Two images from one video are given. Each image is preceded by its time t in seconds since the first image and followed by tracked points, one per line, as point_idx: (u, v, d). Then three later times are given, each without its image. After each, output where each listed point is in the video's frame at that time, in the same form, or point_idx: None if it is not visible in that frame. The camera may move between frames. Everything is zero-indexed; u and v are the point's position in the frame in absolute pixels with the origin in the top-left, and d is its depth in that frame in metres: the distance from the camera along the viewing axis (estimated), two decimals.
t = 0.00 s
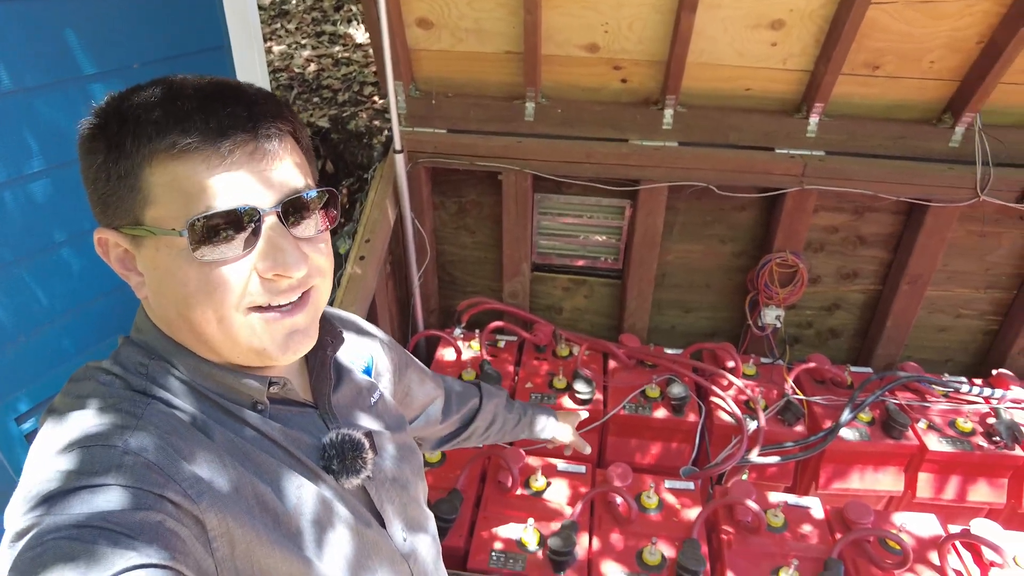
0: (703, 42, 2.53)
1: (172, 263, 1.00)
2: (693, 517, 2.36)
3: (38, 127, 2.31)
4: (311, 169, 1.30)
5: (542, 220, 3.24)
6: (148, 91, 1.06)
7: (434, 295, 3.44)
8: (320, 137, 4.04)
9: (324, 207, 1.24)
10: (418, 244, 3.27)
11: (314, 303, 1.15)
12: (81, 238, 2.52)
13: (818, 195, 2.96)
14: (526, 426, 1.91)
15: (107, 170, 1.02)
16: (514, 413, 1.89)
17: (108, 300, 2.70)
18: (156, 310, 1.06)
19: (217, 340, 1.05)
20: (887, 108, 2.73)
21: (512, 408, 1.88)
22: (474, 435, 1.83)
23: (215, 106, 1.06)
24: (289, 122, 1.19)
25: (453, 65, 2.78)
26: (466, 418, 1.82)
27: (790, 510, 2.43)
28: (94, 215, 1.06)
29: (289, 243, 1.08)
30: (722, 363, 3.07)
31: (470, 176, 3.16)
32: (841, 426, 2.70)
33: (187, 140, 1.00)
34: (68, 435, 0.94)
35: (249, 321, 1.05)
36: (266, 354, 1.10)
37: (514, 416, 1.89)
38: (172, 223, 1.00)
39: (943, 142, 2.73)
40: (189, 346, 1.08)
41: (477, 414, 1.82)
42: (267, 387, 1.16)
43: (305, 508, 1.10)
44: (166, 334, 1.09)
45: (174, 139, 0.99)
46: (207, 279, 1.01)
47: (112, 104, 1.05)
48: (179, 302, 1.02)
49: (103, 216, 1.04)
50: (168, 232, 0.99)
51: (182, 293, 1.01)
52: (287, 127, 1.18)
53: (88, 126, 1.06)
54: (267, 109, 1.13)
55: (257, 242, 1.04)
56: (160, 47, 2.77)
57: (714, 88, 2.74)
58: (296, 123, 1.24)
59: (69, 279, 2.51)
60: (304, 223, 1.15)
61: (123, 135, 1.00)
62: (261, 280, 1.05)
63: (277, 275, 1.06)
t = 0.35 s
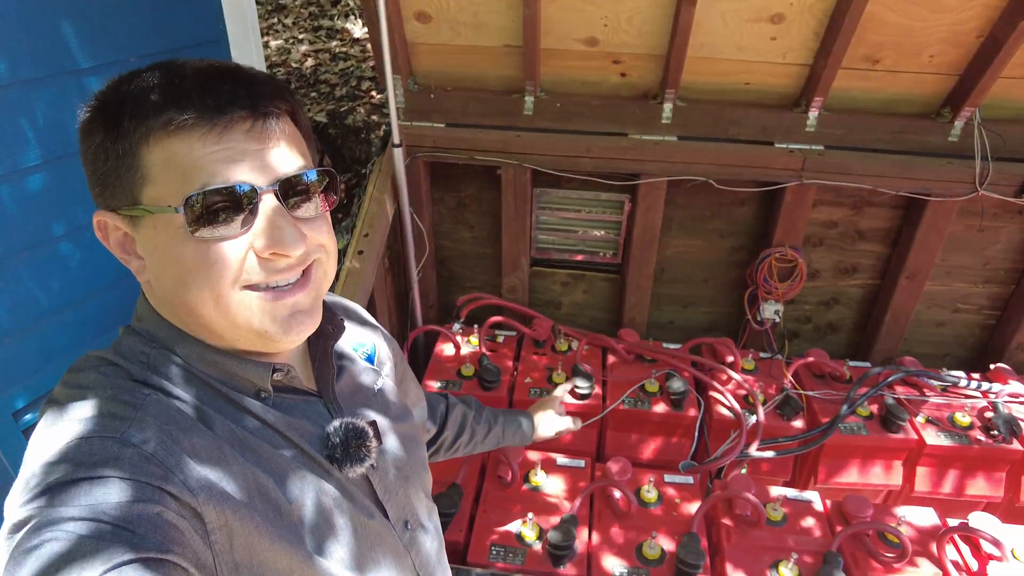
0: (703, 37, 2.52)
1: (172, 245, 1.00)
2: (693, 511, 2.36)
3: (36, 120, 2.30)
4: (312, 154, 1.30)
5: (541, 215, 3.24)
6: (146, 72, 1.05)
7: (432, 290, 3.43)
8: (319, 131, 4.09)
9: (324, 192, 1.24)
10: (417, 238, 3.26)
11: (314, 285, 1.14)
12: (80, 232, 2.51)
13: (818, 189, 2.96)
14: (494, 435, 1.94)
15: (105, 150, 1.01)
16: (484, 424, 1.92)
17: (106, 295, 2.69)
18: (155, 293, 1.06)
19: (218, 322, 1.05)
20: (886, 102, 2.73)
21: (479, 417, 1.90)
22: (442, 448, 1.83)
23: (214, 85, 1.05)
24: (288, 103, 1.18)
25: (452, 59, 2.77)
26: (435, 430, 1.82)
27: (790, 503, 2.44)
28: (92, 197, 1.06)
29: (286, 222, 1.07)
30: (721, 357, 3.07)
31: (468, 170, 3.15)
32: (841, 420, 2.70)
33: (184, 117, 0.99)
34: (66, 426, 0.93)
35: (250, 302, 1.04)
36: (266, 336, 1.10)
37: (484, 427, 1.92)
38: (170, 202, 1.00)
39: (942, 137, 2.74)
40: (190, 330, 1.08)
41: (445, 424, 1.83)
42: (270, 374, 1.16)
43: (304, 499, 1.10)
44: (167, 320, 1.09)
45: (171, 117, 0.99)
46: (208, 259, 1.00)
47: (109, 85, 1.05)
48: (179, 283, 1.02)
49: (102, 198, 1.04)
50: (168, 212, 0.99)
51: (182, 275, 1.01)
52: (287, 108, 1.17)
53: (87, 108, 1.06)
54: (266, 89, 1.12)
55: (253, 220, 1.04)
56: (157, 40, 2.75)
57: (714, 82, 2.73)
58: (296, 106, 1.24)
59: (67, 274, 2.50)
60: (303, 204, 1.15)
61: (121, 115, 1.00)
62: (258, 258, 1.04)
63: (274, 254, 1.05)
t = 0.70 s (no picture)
0: (698, 28, 2.52)
1: (172, 232, 1.00)
2: (692, 500, 2.37)
3: (31, 114, 2.29)
4: (310, 141, 1.30)
5: (538, 208, 3.24)
6: (145, 58, 1.05)
7: (429, 284, 3.43)
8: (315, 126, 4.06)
9: (322, 179, 1.24)
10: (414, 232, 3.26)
11: (318, 273, 1.14)
12: (76, 227, 2.51)
13: (814, 180, 2.96)
14: (480, 451, 1.97)
15: (104, 137, 1.01)
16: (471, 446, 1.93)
17: (104, 290, 2.69)
18: (155, 281, 1.06)
19: (220, 309, 1.05)
20: (882, 92, 2.73)
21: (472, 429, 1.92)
22: (435, 454, 1.81)
23: (214, 71, 1.05)
24: (287, 89, 1.18)
25: (447, 52, 2.77)
26: (432, 434, 1.81)
27: (788, 493, 2.45)
28: (92, 184, 1.06)
29: (287, 210, 1.07)
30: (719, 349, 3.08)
31: (465, 164, 3.15)
32: (838, 409, 2.72)
33: (184, 105, 0.99)
34: (65, 414, 0.93)
35: (252, 289, 1.04)
36: (268, 324, 1.10)
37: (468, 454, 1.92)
38: (172, 190, 1.00)
39: (938, 126, 2.74)
40: (190, 319, 1.08)
41: (443, 429, 1.82)
42: (269, 362, 1.16)
43: (303, 484, 1.10)
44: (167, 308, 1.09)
45: (171, 104, 0.99)
46: (208, 246, 1.01)
47: (108, 71, 1.04)
48: (179, 270, 1.02)
49: (101, 185, 1.04)
50: (168, 199, 0.99)
51: (182, 261, 1.01)
52: (285, 94, 1.17)
53: (84, 94, 1.05)
54: (265, 75, 1.12)
55: (255, 209, 1.04)
56: (152, 34, 2.75)
57: (710, 74, 2.73)
58: (294, 91, 1.24)
59: (64, 269, 2.50)
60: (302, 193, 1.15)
61: (120, 101, 1.00)
62: (260, 247, 1.04)
63: (276, 242, 1.05)
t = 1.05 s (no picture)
0: (694, 25, 2.52)
1: (173, 230, 1.00)
2: (691, 496, 2.38)
3: (26, 113, 2.29)
4: (306, 136, 1.30)
5: (537, 206, 3.23)
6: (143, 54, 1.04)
7: (428, 282, 3.43)
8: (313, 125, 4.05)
9: (320, 176, 1.24)
10: (412, 230, 3.26)
11: (320, 268, 1.14)
12: (73, 226, 2.50)
13: (812, 176, 2.96)
14: (480, 447, 1.96)
15: (101, 133, 0.99)
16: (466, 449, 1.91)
17: (102, 289, 2.69)
18: (153, 281, 1.05)
19: (221, 307, 1.05)
20: (879, 89, 2.73)
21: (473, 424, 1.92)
22: (436, 450, 1.81)
23: (213, 68, 1.05)
24: (286, 87, 1.18)
25: (444, 50, 2.77)
26: (433, 429, 1.80)
27: (787, 489, 2.45)
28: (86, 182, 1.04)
29: (290, 207, 1.08)
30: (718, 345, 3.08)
31: (463, 162, 3.15)
32: (837, 405, 2.72)
33: (187, 102, 0.99)
34: (60, 414, 0.93)
35: (255, 286, 1.05)
36: (272, 320, 1.10)
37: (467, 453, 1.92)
38: (174, 189, 0.99)
39: (935, 122, 2.74)
40: (188, 318, 1.08)
41: (444, 425, 1.82)
42: (265, 360, 1.15)
43: (299, 480, 1.09)
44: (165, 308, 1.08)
45: (173, 101, 0.98)
46: (208, 244, 1.01)
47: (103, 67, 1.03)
48: (180, 269, 1.02)
49: (96, 183, 1.02)
50: (171, 198, 0.99)
51: (183, 260, 1.01)
52: (284, 91, 1.17)
53: (77, 90, 1.03)
54: (263, 72, 1.12)
55: (258, 206, 1.04)
56: (147, 33, 2.75)
57: (707, 71, 2.73)
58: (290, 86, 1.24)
59: (61, 268, 2.50)
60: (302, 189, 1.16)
61: (118, 98, 0.98)
62: (263, 244, 1.05)
63: (280, 240, 1.06)
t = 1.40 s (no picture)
0: (691, 23, 2.51)
1: (262, 237, 1.02)
2: (688, 497, 2.37)
3: (19, 114, 2.28)
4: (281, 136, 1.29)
5: (534, 205, 3.22)
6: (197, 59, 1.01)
7: (424, 282, 3.42)
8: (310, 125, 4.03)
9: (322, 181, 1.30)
10: (408, 229, 3.25)
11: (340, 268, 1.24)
12: (67, 226, 2.49)
13: (809, 175, 2.95)
14: (490, 413, 1.88)
15: (177, 136, 0.93)
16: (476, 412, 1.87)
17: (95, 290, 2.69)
18: (203, 290, 1.02)
19: (278, 312, 1.10)
20: (877, 87, 2.72)
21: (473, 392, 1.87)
22: (436, 426, 1.80)
23: (293, 87, 1.09)
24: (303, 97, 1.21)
25: (440, 48, 2.75)
26: (426, 407, 1.79)
27: (785, 489, 2.44)
28: (130, 186, 0.94)
29: (344, 213, 1.16)
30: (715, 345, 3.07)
31: (459, 161, 3.14)
32: (834, 405, 2.71)
33: (293, 122, 1.04)
34: (32, 433, 0.90)
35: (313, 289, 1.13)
36: (309, 325, 1.17)
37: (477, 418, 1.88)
38: (272, 198, 1.02)
39: (933, 121, 2.73)
40: (189, 322, 1.07)
41: (437, 401, 1.81)
42: (246, 364, 1.14)
43: (284, 483, 1.09)
44: (196, 316, 1.06)
45: (282, 119, 1.03)
46: (281, 248, 1.04)
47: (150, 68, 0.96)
48: (255, 275, 1.03)
49: (151, 189, 0.94)
50: (274, 207, 1.01)
51: (262, 266, 1.04)
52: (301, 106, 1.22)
53: (112, 86, 0.94)
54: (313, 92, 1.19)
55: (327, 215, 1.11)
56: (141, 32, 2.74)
57: (704, 69, 2.72)
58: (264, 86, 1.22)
59: (54, 268, 2.49)
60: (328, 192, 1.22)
61: (207, 103, 0.95)
62: (328, 249, 1.12)
63: (340, 245, 1.15)
